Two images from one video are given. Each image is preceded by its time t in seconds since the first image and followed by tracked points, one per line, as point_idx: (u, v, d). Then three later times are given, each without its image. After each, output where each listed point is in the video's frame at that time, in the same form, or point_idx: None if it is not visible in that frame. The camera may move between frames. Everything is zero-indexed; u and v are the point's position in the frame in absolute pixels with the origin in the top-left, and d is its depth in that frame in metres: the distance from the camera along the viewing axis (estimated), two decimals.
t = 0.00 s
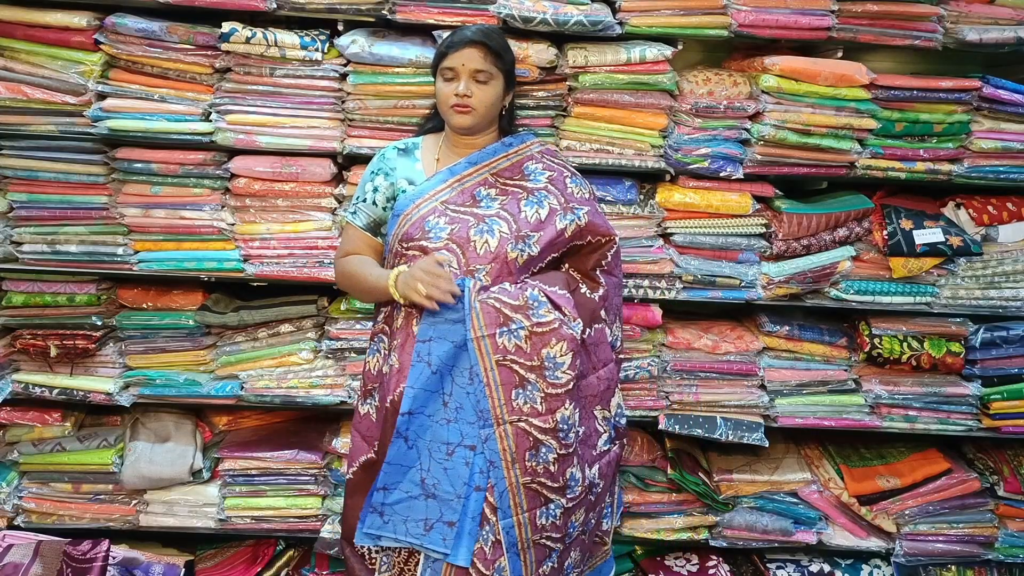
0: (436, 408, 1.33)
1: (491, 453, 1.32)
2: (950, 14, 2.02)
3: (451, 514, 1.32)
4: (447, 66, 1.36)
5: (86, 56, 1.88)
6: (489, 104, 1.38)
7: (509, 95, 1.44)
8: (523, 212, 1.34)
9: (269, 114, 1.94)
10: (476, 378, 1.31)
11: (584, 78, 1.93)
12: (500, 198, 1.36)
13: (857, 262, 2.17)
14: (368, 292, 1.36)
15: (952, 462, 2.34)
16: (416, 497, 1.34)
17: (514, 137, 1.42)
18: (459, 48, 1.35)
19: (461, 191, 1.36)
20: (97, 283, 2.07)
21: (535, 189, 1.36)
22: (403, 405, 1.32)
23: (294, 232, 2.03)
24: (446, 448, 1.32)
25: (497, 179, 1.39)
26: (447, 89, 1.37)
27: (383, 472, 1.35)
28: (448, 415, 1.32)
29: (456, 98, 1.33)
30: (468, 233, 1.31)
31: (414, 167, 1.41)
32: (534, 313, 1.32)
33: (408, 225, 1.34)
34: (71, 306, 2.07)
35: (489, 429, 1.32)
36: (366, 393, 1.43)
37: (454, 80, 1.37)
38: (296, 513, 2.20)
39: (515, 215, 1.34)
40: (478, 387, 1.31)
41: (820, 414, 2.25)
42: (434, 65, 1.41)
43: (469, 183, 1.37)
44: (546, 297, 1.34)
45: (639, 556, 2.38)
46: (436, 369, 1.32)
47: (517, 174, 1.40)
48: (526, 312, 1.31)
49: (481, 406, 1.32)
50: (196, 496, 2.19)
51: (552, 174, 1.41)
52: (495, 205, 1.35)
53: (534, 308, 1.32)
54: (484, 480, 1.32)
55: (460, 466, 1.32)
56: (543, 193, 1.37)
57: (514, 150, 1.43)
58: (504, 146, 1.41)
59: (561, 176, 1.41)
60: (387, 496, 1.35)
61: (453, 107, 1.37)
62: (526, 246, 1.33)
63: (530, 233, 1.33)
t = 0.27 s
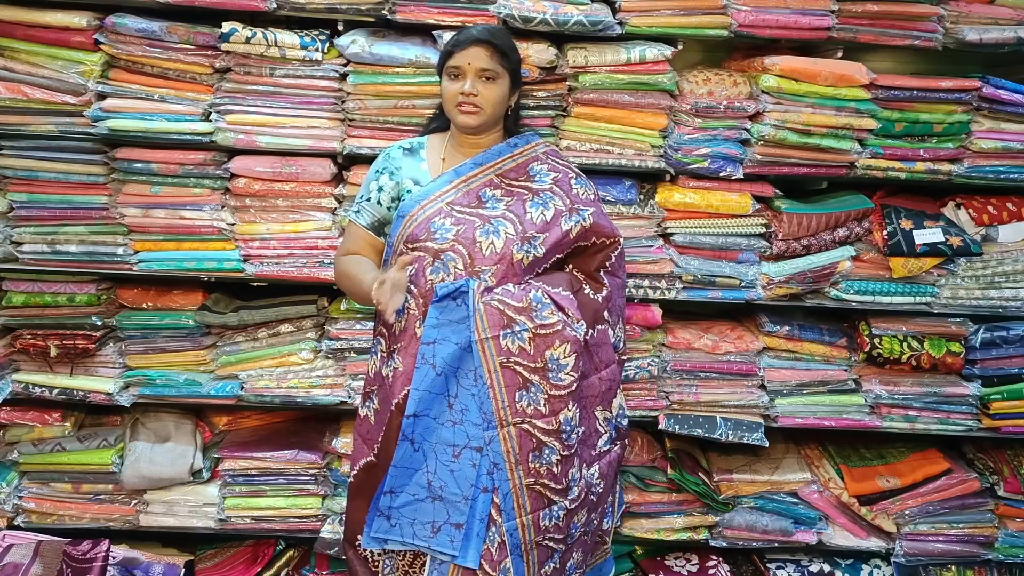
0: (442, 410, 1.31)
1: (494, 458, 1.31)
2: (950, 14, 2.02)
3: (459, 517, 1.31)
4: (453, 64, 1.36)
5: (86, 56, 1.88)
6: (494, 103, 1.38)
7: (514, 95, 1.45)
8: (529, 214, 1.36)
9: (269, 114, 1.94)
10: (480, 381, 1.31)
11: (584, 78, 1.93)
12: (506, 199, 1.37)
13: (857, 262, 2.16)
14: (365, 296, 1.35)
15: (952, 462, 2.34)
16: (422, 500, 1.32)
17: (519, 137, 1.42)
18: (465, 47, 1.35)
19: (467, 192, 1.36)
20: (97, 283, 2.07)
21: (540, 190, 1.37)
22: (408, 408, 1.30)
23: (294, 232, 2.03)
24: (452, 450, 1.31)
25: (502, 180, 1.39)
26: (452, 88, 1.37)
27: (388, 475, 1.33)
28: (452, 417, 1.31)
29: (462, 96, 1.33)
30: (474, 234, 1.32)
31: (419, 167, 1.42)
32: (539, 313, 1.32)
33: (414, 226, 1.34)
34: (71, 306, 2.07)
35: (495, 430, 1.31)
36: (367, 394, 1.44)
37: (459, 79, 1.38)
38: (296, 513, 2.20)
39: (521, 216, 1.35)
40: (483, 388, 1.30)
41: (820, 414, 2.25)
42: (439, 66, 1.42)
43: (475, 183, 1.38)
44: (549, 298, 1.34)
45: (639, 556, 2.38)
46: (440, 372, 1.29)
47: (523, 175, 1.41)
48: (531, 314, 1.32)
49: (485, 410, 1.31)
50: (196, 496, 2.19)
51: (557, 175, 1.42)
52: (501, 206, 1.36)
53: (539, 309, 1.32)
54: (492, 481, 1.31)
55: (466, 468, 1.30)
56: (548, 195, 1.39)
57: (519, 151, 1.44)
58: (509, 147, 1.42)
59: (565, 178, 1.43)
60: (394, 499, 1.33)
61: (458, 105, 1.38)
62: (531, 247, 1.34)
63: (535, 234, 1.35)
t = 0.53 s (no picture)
0: (452, 414, 1.33)
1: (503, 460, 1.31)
2: (950, 14, 2.02)
3: (470, 519, 1.32)
4: (462, 66, 1.36)
5: (86, 56, 1.88)
6: (503, 105, 1.38)
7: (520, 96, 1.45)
8: (535, 215, 1.35)
9: (269, 114, 1.94)
10: (490, 385, 1.31)
11: (584, 78, 1.93)
12: (512, 201, 1.36)
13: (857, 262, 2.17)
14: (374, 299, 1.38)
15: (952, 462, 2.34)
16: (433, 503, 1.33)
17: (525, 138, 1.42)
18: (474, 48, 1.35)
19: (472, 194, 1.36)
20: (97, 284, 2.07)
21: (546, 192, 1.37)
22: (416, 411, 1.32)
23: (294, 232, 2.03)
24: (462, 453, 1.32)
25: (507, 181, 1.39)
26: (461, 89, 1.37)
27: (398, 479, 1.34)
28: (462, 420, 1.32)
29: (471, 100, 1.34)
30: (480, 236, 1.32)
31: (423, 169, 1.41)
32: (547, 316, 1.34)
33: (420, 229, 1.33)
34: (71, 306, 2.07)
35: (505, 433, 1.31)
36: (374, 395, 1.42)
37: (468, 80, 1.38)
38: (296, 513, 2.20)
39: (527, 218, 1.35)
40: (492, 391, 1.31)
41: (820, 414, 2.25)
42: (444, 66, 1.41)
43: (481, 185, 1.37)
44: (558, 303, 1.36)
45: (639, 556, 2.38)
46: (451, 375, 1.31)
47: (528, 176, 1.40)
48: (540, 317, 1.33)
49: (495, 413, 1.31)
50: (196, 496, 2.19)
51: (562, 176, 1.42)
52: (507, 207, 1.35)
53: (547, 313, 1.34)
54: (502, 484, 1.32)
55: (476, 471, 1.31)
56: (554, 196, 1.38)
57: (524, 151, 1.43)
58: (514, 147, 1.42)
59: (571, 178, 1.43)
60: (404, 503, 1.35)
61: (467, 107, 1.37)
62: (538, 249, 1.34)
63: (542, 236, 1.35)
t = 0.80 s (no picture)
0: (458, 414, 1.33)
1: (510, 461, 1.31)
2: (950, 14, 2.02)
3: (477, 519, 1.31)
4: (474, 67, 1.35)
5: (86, 56, 1.88)
6: (513, 106, 1.39)
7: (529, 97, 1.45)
8: (542, 216, 1.35)
9: (269, 114, 1.94)
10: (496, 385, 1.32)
11: (584, 78, 1.93)
12: (518, 202, 1.36)
13: (857, 262, 2.17)
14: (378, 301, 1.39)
15: (952, 462, 2.34)
16: (439, 504, 1.33)
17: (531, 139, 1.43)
18: (486, 50, 1.34)
19: (478, 196, 1.36)
20: (97, 283, 2.07)
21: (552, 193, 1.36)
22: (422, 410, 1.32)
23: (293, 231, 2.03)
24: (469, 453, 1.32)
25: (513, 182, 1.40)
26: (472, 91, 1.36)
27: (404, 478, 1.35)
28: (468, 420, 1.32)
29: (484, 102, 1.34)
30: (487, 237, 1.32)
31: (429, 170, 1.42)
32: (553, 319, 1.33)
33: (426, 231, 1.34)
34: (71, 306, 2.07)
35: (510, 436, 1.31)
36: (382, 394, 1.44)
37: (479, 81, 1.37)
38: (296, 513, 2.20)
39: (534, 218, 1.34)
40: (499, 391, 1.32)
41: (820, 414, 2.25)
42: (453, 66, 1.40)
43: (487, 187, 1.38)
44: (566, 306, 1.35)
45: (639, 556, 2.38)
46: (456, 376, 1.32)
47: (534, 177, 1.40)
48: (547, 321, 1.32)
49: (500, 415, 1.31)
50: (196, 496, 2.19)
51: (568, 177, 1.42)
52: (513, 209, 1.35)
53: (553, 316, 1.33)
54: (508, 485, 1.32)
55: (483, 471, 1.31)
56: (560, 196, 1.37)
57: (530, 152, 1.44)
58: (520, 149, 1.43)
59: (577, 179, 1.42)
60: (410, 502, 1.34)
61: (479, 108, 1.37)
62: (544, 249, 1.33)
63: (548, 236, 1.34)
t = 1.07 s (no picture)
0: (457, 421, 1.33)
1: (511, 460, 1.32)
2: (950, 14, 2.02)
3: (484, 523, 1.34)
4: (480, 72, 1.33)
5: (86, 56, 1.88)
6: (520, 110, 1.38)
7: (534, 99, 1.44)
8: (547, 218, 1.34)
9: (269, 114, 1.94)
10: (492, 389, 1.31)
11: (584, 78, 1.93)
12: (523, 204, 1.35)
13: (857, 262, 2.17)
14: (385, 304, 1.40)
15: (952, 462, 2.34)
16: (443, 510, 1.35)
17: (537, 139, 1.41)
18: (493, 55, 1.32)
19: (483, 198, 1.35)
20: (97, 283, 2.07)
21: (558, 194, 1.35)
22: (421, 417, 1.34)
23: (294, 231, 2.03)
24: (470, 458, 1.33)
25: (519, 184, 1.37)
26: (479, 96, 1.35)
27: (408, 486, 1.36)
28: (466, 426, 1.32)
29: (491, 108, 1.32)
30: (491, 241, 1.32)
31: (434, 171, 1.40)
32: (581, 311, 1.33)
33: (431, 234, 1.33)
34: (71, 306, 2.07)
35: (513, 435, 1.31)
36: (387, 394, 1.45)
37: (485, 86, 1.36)
38: (296, 513, 2.20)
39: (539, 220, 1.34)
40: (498, 396, 1.31)
41: (820, 414, 2.25)
42: (459, 70, 1.38)
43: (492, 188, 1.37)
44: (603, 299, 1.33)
45: (639, 556, 2.38)
46: (453, 382, 1.33)
47: (540, 179, 1.38)
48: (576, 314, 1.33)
49: (500, 420, 1.31)
50: (196, 496, 2.19)
51: (575, 178, 1.39)
52: (518, 211, 1.34)
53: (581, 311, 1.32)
54: (510, 488, 1.33)
55: (485, 476, 1.32)
56: (566, 198, 1.36)
57: (536, 153, 1.41)
58: (526, 149, 1.40)
59: (583, 180, 1.40)
60: (414, 510, 1.36)
61: (486, 114, 1.36)
62: (550, 252, 1.33)
63: (554, 238, 1.34)
